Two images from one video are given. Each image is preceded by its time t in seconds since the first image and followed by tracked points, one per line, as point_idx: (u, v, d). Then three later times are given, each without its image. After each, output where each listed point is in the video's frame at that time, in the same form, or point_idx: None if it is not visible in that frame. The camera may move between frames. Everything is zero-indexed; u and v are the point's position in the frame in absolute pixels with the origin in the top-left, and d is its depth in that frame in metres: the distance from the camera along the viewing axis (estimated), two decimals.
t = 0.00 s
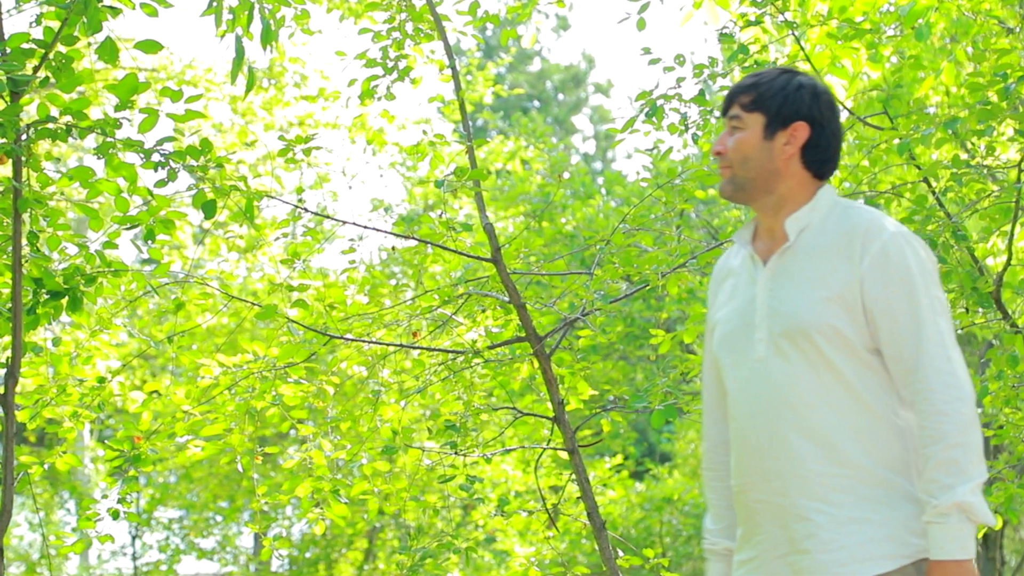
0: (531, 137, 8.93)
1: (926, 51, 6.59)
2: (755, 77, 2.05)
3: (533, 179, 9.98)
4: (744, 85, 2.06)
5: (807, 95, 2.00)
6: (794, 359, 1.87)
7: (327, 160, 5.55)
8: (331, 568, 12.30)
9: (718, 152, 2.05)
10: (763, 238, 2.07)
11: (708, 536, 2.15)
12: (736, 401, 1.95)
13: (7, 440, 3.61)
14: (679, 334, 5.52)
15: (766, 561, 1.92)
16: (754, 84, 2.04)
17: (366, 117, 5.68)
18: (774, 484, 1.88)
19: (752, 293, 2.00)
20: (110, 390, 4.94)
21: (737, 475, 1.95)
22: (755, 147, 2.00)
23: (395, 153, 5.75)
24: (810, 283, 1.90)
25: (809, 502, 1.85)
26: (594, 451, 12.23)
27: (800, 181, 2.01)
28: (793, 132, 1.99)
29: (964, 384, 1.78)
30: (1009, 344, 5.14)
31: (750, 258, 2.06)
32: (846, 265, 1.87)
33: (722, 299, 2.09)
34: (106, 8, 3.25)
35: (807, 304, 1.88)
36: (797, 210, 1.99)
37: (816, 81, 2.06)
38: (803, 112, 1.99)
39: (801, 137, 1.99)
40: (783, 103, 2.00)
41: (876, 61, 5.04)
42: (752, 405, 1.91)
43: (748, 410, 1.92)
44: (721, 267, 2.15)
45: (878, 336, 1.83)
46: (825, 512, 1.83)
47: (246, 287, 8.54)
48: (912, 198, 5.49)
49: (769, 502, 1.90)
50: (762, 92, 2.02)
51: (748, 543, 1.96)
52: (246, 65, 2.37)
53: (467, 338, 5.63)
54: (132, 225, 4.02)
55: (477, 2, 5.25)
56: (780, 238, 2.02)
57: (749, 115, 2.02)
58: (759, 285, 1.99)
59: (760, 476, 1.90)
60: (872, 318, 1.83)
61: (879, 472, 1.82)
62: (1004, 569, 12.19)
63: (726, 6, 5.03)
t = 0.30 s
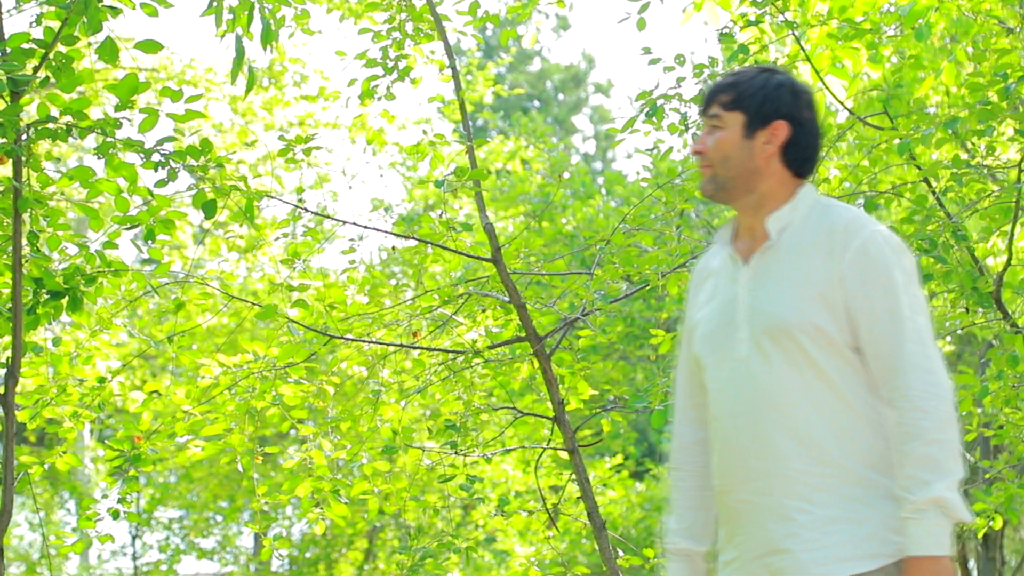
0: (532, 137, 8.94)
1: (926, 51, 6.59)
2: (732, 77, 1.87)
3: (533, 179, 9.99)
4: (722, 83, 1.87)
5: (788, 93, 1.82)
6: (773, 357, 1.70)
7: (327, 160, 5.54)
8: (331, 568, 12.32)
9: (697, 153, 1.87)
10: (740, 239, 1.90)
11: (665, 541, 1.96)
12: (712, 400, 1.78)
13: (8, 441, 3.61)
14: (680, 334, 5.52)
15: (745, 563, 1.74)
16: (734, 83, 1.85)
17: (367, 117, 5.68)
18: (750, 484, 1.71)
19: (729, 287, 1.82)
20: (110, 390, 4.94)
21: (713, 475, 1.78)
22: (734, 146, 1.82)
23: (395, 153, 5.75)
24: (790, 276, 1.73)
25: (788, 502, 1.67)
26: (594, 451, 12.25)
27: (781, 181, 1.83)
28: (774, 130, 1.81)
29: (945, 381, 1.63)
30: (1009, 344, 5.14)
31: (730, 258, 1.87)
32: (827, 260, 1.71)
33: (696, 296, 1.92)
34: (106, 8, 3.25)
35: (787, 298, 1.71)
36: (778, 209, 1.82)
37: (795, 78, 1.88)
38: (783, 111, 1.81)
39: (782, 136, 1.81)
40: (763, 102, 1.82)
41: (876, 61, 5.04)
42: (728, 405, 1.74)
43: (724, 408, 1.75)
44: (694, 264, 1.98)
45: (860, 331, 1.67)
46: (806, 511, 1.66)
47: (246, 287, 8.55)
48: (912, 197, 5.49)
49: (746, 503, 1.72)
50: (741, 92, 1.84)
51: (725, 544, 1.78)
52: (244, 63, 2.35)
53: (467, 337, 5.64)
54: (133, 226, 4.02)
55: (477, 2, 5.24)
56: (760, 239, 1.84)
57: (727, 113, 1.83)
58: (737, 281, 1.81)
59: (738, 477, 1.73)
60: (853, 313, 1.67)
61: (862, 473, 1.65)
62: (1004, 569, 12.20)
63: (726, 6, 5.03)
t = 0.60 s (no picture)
0: (532, 137, 8.93)
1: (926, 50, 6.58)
2: (715, 73, 1.99)
3: (533, 179, 9.98)
4: (706, 81, 1.99)
5: (770, 90, 1.96)
6: (762, 355, 1.80)
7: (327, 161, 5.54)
8: (331, 568, 12.32)
9: (682, 150, 1.98)
10: (725, 236, 2.00)
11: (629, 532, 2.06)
12: (703, 397, 1.88)
13: (8, 440, 3.61)
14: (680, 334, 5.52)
15: (729, 559, 1.83)
16: (717, 81, 1.98)
17: (367, 118, 5.68)
18: (741, 479, 1.80)
19: (717, 288, 1.92)
20: (111, 390, 4.94)
21: (705, 472, 1.88)
22: (720, 143, 1.94)
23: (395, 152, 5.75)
24: (777, 276, 1.83)
25: (775, 498, 1.77)
26: (594, 452, 12.25)
27: (765, 178, 1.95)
28: (758, 128, 1.94)
29: (927, 376, 1.70)
30: (1009, 344, 5.14)
31: (714, 256, 1.97)
32: (813, 258, 1.80)
33: (683, 296, 2.02)
34: (106, 8, 3.26)
35: (774, 298, 1.81)
36: (763, 206, 1.92)
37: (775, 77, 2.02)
38: (767, 108, 1.95)
39: (766, 133, 1.94)
40: (747, 99, 1.95)
41: (877, 61, 5.04)
42: (720, 401, 1.84)
43: (717, 405, 1.84)
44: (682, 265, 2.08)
45: (844, 328, 1.76)
46: (793, 508, 1.75)
47: (246, 286, 8.55)
48: (912, 197, 5.49)
49: (734, 499, 1.82)
50: (725, 89, 1.96)
51: (715, 542, 1.87)
52: (245, 63, 2.35)
53: (468, 337, 5.63)
54: (133, 225, 4.02)
55: (477, 2, 5.24)
56: (746, 235, 1.94)
57: (711, 112, 1.95)
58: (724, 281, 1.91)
59: (728, 471, 1.83)
60: (840, 311, 1.76)
61: (844, 468, 1.74)
62: (1005, 570, 12.20)
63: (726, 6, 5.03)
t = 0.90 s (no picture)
0: (532, 137, 8.94)
1: (926, 49, 6.58)
2: (702, 71, 1.95)
3: (533, 179, 9.98)
4: (692, 78, 1.95)
5: (759, 87, 1.92)
6: (747, 352, 1.76)
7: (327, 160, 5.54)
8: (331, 568, 12.33)
9: (672, 147, 1.94)
10: (710, 231, 1.94)
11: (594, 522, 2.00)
12: (687, 396, 1.84)
13: (8, 440, 3.61)
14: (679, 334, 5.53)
15: (713, 559, 1.80)
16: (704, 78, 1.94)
17: (368, 117, 5.68)
18: (726, 476, 1.77)
19: (702, 282, 1.87)
20: (111, 390, 4.94)
21: (690, 469, 1.84)
22: (708, 140, 1.89)
23: (395, 152, 5.75)
24: (764, 271, 1.79)
25: (763, 496, 1.74)
26: (595, 452, 12.26)
27: (753, 175, 1.91)
28: (746, 125, 1.90)
29: (911, 371, 1.71)
30: (1009, 344, 5.15)
31: (701, 252, 1.91)
32: (802, 252, 1.77)
33: (664, 291, 1.96)
34: (107, 8, 3.26)
35: (761, 293, 1.77)
36: (750, 203, 1.88)
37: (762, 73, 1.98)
38: (756, 105, 1.91)
39: (754, 130, 1.90)
40: (735, 96, 1.91)
41: (876, 61, 5.04)
42: (706, 399, 1.80)
43: (702, 402, 1.80)
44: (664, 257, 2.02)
45: (834, 323, 1.73)
46: (780, 506, 1.72)
47: (246, 286, 8.56)
48: (912, 197, 5.49)
49: (720, 497, 1.78)
50: (712, 86, 1.92)
51: (701, 544, 1.84)
52: (245, 63, 2.34)
53: (468, 337, 5.64)
54: (133, 225, 4.02)
55: (478, 2, 5.25)
56: (733, 231, 1.89)
57: (699, 109, 1.91)
58: (710, 276, 1.86)
59: (712, 470, 1.79)
60: (829, 306, 1.74)
61: (830, 464, 1.72)
62: (1005, 570, 12.20)
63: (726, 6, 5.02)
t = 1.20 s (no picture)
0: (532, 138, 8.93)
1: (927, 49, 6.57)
2: (692, 68, 2.03)
3: (533, 179, 9.98)
4: (682, 75, 2.03)
5: (749, 85, 2.01)
6: (738, 352, 1.84)
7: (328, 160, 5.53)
8: (331, 568, 12.33)
9: (661, 145, 2.02)
10: (700, 230, 2.04)
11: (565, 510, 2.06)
12: (680, 394, 1.93)
13: (8, 441, 3.60)
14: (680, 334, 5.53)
15: (705, 558, 1.87)
16: (695, 75, 2.02)
17: (368, 118, 5.68)
18: (719, 476, 1.85)
19: (693, 284, 1.96)
20: (111, 390, 4.93)
21: (683, 469, 1.92)
22: (699, 138, 1.98)
23: (395, 153, 5.75)
24: (753, 273, 1.88)
25: (754, 495, 1.81)
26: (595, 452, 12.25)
27: (742, 174, 2.00)
28: (737, 123, 1.99)
29: (901, 368, 1.76)
30: (1009, 344, 5.15)
31: (689, 251, 2.01)
32: (789, 254, 1.86)
33: (654, 290, 2.05)
34: (107, 8, 3.26)
35: (751, 294, 1.86)
36: (739, 202, 1.97)
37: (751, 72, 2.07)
38: (746, 103, 1.99)
39: (744, 128, 1.99)
40: (727, 93, 1.99)
41: (876, 61, 5.03)
42: (698, 398, 1.88)
43: (694, 401, 1.89)
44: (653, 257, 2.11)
45: (822, 323, 1.81)
46: (771, 506, 1.80)
47: (246, 286, 8.55)
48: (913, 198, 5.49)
49: (712, 496, 1.86)
50: (703, 84, 2.00)
51: (692, 543, 1.92)
52: (246, 64, 2.34)
53: (468, 337, 5.63)
54: (133, 226, 4.02)
55: (478, 2, 5.24)
56: (723, 230, 1.99)
57: (690, 106, 2.00)
58: (701, 278, 1.95)
59: (705, 468, 1.87)
60: (817, 306, 1.82)
61: (818, 461, 1.80)
62: (1005, 570, 12.19)
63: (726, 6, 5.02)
